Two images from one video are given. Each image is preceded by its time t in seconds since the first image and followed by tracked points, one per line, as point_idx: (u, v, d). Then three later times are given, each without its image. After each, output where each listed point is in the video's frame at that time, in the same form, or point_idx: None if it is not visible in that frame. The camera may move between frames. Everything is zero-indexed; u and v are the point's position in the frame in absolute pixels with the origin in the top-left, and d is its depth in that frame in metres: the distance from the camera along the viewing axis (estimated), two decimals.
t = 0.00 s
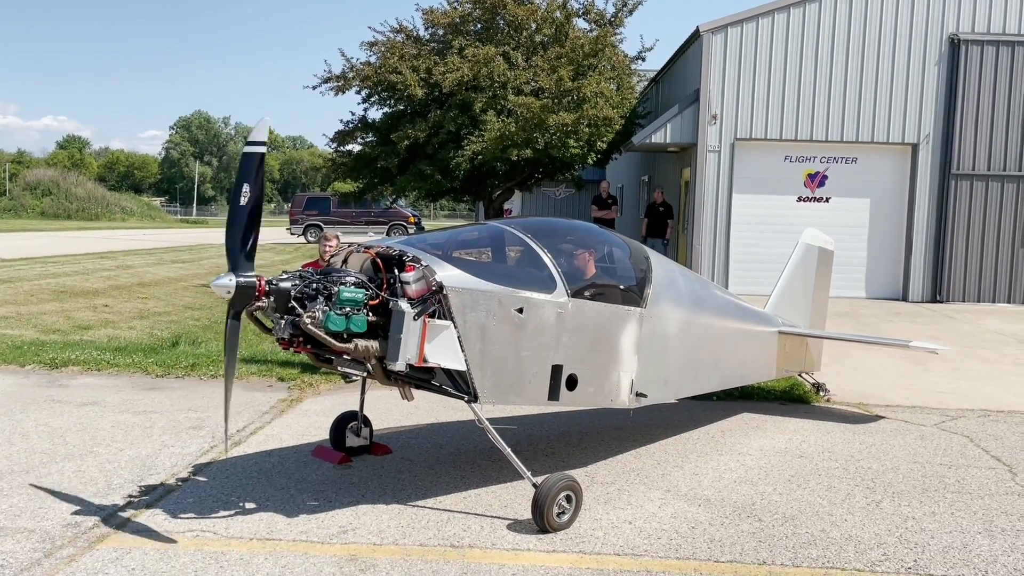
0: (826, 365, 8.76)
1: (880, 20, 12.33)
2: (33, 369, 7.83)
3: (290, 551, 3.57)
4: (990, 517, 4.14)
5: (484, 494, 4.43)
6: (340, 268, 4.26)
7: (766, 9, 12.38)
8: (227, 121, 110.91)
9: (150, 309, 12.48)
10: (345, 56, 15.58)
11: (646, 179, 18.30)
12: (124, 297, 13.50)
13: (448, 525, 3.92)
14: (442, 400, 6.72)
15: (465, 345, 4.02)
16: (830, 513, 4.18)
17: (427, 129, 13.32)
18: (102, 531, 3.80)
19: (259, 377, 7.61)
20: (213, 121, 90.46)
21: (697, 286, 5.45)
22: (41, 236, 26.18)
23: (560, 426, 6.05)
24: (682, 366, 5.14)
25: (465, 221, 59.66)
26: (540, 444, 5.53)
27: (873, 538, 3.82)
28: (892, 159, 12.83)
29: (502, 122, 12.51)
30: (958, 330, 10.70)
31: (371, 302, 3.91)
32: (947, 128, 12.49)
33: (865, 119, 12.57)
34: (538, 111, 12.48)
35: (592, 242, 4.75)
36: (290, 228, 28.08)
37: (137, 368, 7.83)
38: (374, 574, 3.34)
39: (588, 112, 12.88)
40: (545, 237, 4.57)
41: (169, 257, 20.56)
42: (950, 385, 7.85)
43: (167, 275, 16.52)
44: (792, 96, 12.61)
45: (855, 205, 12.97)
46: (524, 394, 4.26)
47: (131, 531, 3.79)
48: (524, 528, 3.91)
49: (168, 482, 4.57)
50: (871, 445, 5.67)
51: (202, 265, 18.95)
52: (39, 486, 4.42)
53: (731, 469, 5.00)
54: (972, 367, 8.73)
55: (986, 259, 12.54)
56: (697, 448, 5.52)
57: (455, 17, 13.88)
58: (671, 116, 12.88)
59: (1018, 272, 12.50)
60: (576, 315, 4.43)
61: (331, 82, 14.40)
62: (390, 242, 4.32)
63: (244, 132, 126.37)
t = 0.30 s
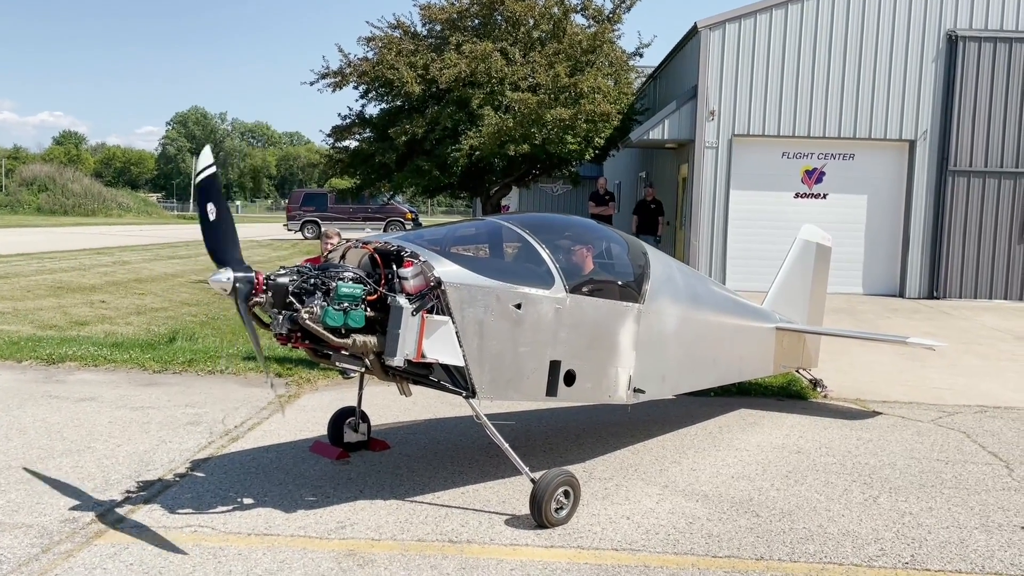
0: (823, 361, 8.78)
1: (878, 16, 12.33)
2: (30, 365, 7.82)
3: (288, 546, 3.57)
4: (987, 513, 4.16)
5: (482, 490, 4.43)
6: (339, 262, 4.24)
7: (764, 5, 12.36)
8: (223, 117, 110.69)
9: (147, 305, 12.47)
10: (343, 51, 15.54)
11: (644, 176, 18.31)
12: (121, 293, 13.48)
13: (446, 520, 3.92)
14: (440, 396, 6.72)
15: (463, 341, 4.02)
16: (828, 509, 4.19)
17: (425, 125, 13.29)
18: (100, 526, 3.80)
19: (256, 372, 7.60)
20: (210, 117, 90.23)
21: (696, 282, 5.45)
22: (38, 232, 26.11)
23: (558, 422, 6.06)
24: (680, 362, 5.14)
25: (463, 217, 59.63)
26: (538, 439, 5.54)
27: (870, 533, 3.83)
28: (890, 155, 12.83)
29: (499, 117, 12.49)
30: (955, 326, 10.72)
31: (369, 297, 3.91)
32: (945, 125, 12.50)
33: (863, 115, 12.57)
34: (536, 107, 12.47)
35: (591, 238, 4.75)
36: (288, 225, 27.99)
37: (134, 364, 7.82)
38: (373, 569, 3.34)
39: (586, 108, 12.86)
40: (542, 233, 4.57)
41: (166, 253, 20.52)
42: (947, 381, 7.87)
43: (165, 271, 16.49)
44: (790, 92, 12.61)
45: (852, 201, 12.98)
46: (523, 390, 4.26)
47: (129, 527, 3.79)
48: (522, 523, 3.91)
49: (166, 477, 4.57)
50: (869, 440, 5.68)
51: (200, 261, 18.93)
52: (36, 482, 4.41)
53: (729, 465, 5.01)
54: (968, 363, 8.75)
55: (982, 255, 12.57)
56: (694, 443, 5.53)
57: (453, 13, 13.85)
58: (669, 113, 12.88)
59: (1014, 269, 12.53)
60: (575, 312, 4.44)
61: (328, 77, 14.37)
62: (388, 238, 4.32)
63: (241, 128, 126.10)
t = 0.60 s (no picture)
0: (821, 357, 8.79)
1: (875, 13, 12.33)
2: (27, 361, 7.81)
3: (287, 542, 3.57)
4: (984, 508, 4.17)
5: (481, 485, 4.44)
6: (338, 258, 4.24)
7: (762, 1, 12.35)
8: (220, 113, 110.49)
9: (144, 301, 12.46)
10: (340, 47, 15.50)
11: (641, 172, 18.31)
12: (118, 289, 13.44)
13: (445, 515, 3.92)
14: (438, 392, 6.72)
15: (462, 337, 4.02)
16: (825, 504, 4.21)
17: (422, 121, 13.27)
18: (99, 522, 3.80)
19: (254, 368, 7.60)
20: (206, 113, 89.99)
21: (694, 278, 5.46)
22: (33, 228, 26.03)
23: (556, 417, 6.06)
24: (678, 357, 5.15)
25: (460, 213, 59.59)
26: (537, 435, 5.54)
27: (868, 528, 3.84)
28: (887, 152, 12.84)
29: (497, 113, 12.46)
30: (951, 322, 10.74)
31: (368, 293, 3.91)
32: (942, 122, 12.51)
33: (860, 112, 12.58)
34: (533, 103, 12.45)
35: (589, 234, 4.75)
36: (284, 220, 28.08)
37: (132, 360, 7.81)
38: (372, 565, 3.35)
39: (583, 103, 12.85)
40: (540, 229, 4.57)
41: (163, 249, 20.47)
42: (944, 377, 7.89)
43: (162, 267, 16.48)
44: (787, 89, 12.60)
45: (850, 198, 12.99)
46: (522, 386, 4.27)
47: (128, 522, 3.79)
48: (521, 519, 3.91)
49: (164, 473, 4.57)
50: (866, 436, 5.70)
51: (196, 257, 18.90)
52: (34, 478, 4.41)
53: (727, 460, 5.02)
54: (965, 359, 8.77)
55: (979, 252, 12.59)
56: (692, 439, 5.54)
57: (450, 8, 13.82)
58: (666, 109, 12.88)
59: (1010, 265, 12.57)
60: (573, 307, 4.44)
61: (325, 73, 14.34)
62: (386, 234, 4.31)
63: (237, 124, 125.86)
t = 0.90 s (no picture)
0: (817, 353, 8.81)
1: (872, 9, 12.34)
2: (24, 358, 7.79)
3: (286, 538, 3.57)
4: (981, 503, 4.19)
5: (480, 482, 4.44)
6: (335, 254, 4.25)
7: None
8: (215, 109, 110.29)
9: (140, 298, 12.44)
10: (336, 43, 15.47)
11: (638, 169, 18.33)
12: (114, 286, 13.40)
13: (444, 512, 3.93)
14: (436, 389, 6.72)
15: (461, 333, 4.02)
16: (823, 500, 4.22)
17: (419, 118, 13.25)
18: (97, 518, 3.79)
19: (251, 365, 7.60)
20: (201, 109, 89.77)
21: (691, 274, 5.47)
22: (28, 225, 25.94)
23: (554, 414, 6.07)
24: (676, 354, 5.16)
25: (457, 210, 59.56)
26: (535, 431, 5.55)
27: (866, 524, 3.86)
28: (883, 149, 12.87)
29: (494, 110, 12.44)
30: (947, 318, 10.77)
31: (367, 290, 3.90)
32: (938, 118, 12.53)
33: (856, 108, 12.61)
34: (530, 99, 12.43)
35: (587, 230, 4.76)
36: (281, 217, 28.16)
37: (129, 357, 7.80)
38: (371, 561, 3.35)
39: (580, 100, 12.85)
40: (538, 225, 4.57)
41: (158, 246, 20.39)
42: (940, 373, 7.91)
43: (158, 264, 16.46)
44: (784, 86, 12.62)
45: (846, 194, 13.00)
46: (520, 381, 4.26)
47: (126, 519, 3.79)
48: (520, 515, 3.92)
49: (162, 470, 4.56)
50: (863, 432, 5.71)
51: (192, 254, 18.87)
52: (31, 475, 4.40)
53: (725, 456, 5.02)
54: (962, 355, 8.79)
55: (975, 248, 12.62)
56: (690, 435, 5.55)
57: (446, 4, 13.79)
58: (663, 106, 12.88)
59: (1006, 262, 12.60)
60: (571, 304, 4.44)
61: (321, 70, 14.30)
62: (384, 230, 4.31)
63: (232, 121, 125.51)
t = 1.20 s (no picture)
0: (812, 349, 8.84)
1: (867, 6, 12.36)
2: (19, 355, 7.77)
3: (284, 535, 3.57)
4: (978, 498, 4.21)
5: (478, 478, 4.44)
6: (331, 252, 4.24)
7: None
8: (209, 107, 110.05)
9: (135, 295, 12.41)
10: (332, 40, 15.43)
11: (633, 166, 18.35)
12: (109, 283, 13.37)
13: (442, 508, 3.93)
14: (434, 385, 6.73)
15: (459, 329, 4.02)
16: (820, 495, 4.23)
17: (415, 115, 13.23)
18: (95, 515, 3.78)
19: (248, 362, 7.59)
20: (195, 105, 89.46)
21: (688, 270, 5.47)
22: (22, 222, 25.85)
23: (551, 410, 6.08)
24: (673, 350, 5.17)
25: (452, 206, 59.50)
26: (533, 427, 5.55)
27: (863, 519, 3.87)
28: (878, 145, 12.89)
29: (489, 106, 12.43)
30: (941, 314, 10.82)
31: (365, 286, 3.90)
32: (933, 114, 12.56)
33: (852, 104, 12.62)
34: (526, 96, 12.42)
35: (584, 226, 4.76)
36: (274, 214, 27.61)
37: (125, 354, 7.78)
38: (370, 557, 3.34)
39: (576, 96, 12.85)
40: (536, 221, 4.57)
41: (153, 243, 20.34)
42: (935, 369, 7.94)
43: (152, 261, 16.42)
44: (780, 82, 12.64)
45: (841, 190, 13.02)
46: (518, 377, 4.27)
47: (124, 516, 3.78)
48: (518, 511, 3.92)
49: (160, 467, 4.55)
50: (859, 427, 5.73)
51: (187, 251, 18.83)
52: (28, 472, 4.39)
53: (722, 452, 5.03)
54: (957, 351, 8.82)
55: (969, 244, 12.66)
56: (687, 431, 5.56)
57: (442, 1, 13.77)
58: (659, 102, 12.88)
59: (1000, 258, 12.64)
60: (569, 300, 4.44)
61: (316, 66, 14.27)
62: (381, 226, 4.30)
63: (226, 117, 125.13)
